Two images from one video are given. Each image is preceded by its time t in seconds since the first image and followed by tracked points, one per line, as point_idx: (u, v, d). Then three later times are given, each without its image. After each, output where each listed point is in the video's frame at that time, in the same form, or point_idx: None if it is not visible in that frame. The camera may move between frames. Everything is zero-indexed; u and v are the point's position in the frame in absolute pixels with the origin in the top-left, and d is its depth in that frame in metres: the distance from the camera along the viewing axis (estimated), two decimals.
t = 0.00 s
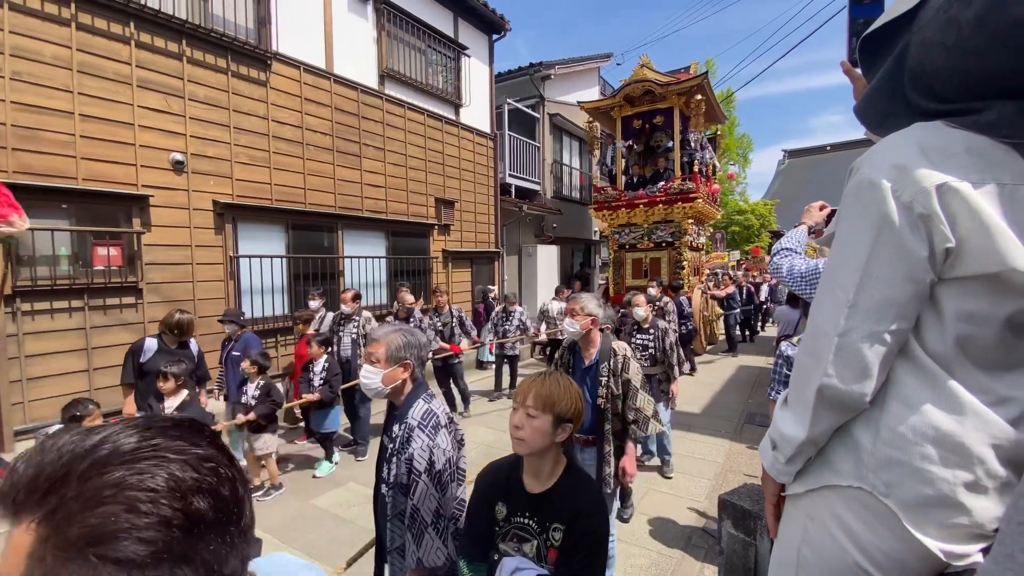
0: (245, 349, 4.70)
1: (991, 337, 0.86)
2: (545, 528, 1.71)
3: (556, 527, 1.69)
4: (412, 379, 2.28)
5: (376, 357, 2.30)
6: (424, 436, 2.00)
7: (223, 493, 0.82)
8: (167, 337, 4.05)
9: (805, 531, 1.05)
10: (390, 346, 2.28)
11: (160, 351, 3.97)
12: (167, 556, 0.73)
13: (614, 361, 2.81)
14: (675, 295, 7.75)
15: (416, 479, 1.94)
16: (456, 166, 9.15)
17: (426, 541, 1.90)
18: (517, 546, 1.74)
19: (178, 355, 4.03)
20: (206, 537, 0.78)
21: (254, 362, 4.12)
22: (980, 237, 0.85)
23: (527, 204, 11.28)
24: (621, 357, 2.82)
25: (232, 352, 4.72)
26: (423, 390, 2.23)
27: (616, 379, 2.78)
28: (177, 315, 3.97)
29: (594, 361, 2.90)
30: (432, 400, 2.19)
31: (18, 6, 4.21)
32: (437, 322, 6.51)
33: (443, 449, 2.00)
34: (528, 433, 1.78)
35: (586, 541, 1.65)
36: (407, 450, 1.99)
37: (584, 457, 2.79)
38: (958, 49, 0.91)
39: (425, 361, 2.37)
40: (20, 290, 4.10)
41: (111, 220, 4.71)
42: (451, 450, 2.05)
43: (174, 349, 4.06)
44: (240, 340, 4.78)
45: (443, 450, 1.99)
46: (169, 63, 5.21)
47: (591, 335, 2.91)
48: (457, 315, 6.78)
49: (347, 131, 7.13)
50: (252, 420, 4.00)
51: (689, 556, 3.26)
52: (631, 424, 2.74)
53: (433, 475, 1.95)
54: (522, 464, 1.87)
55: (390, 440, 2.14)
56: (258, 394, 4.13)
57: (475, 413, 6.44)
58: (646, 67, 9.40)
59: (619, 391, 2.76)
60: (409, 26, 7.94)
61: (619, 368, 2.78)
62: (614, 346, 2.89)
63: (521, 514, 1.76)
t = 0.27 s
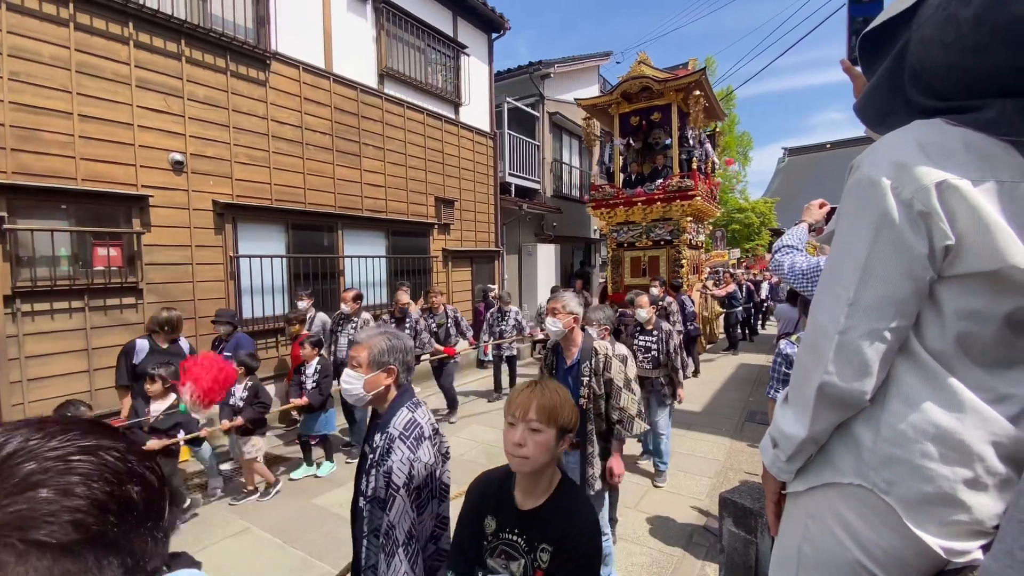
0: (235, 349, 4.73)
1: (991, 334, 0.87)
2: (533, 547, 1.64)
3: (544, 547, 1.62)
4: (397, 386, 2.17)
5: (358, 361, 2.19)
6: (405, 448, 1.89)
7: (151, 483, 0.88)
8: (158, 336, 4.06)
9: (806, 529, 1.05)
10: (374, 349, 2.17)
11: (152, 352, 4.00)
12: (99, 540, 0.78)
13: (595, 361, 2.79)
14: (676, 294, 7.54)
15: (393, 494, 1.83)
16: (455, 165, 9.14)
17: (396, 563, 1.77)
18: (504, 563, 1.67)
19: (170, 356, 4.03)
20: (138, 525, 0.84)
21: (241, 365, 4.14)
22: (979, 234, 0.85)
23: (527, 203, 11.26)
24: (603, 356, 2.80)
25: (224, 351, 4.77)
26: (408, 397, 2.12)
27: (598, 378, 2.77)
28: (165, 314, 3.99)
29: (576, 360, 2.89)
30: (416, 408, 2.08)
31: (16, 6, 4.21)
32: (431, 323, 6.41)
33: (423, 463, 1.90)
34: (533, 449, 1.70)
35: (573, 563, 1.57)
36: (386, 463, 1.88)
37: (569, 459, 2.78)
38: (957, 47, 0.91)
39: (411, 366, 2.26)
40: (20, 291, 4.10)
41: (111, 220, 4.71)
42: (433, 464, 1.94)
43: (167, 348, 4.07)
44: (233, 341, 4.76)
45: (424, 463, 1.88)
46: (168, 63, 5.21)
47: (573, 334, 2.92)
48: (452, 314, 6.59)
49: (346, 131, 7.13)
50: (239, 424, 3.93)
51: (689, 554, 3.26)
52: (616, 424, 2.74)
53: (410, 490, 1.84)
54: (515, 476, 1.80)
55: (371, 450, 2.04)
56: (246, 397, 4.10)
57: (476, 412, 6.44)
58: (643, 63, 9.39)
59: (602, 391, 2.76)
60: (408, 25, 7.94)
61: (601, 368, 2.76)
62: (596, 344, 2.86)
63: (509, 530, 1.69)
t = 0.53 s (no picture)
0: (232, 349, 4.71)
1: (993, 330, 0.86)
2: None
3: None
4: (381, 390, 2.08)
5: (337, 365, 2.07)
6: (388, 455, 1.81)
7: (51, 517, 1.08)
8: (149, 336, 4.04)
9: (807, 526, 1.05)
10: (354, 352, 2.05)
11: (143, 352, 3.97)
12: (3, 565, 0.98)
13: (577, 355, 2.84)
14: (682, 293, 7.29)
15: (375, 503, 1.76)
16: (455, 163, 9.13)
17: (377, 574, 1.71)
18: None
19: (159, 356, 4.00)
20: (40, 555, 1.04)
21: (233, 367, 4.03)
22: (982, 229, 0.85)
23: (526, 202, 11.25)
24: (585, 350, 2.85)
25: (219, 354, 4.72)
26: (392, 400, 2.03)
27: (581, 373, 2.80)
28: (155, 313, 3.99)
29: (558, 357, 2.90)
30: (402, 413, 1.98)
31: (15, 6, 4.20)
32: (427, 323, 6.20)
33: (406, 472, 1.80)
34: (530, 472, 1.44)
35: None
36: (369, 470, 1.81)
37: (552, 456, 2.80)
38: (960, 41, 0.91)
39: (394, 368, 2.15)
40: (20, 292, 4.09)
41: (110, 220, 4.71)
42: (418, 471, 1.86)
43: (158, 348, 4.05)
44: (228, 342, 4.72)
45: (408, 471, 1.80)
46: (167, 62, 5.20)
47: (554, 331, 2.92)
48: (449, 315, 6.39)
49: (346, 130, 7.11)
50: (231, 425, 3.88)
51: (690, 552, 3.26)
52: (598, 418, 2.79)
53: (392, 500, 1.76)
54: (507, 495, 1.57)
55: (356, 455, 1.96)
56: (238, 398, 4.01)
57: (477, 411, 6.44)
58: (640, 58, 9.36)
59: (585, 385, 2.78)
60: (407, 23, 7.92)
61: (584, 363, 2.80)
62: (577, 338, 2.91)
63: (496, 559, 1.47)
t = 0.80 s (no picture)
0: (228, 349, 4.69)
1: (996, 327, 0.86)
2: None
3: None
4: (356, 397, 2.02)
5: (310, 371, 2.03)
6: (363, 466, 1.77)
7: None
8: (141, 337, 4.00)
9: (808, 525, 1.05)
10: (327, 359, 1.98)
11: (135, 353, 3.93)
12: None
13: (566, 355, 2.86)
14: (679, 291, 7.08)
15: (350, 516, 1.74)
16: (454, 162, 9.12)
17: None
18: None
19: (152, 356, 3.97)
20: None
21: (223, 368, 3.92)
22: (983, 226, 0.84)
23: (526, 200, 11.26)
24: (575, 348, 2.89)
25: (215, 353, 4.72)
26: (369, 408, 1.99)
27: (571, 372, 2.85)
28: (145, 313, 3.93)
29: (546, 357, 2.92)
30: (379, 421, 1.93)
31: (12, 6, 4.19)
32: (423, 322, 6.23)
33: (381, 483, 1.77)
34: (528, 490, 1.38)
35: None
36: (344, 482, 1.78)
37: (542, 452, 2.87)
38: (961, 37, 0.90)
39: (371, 374, 2.09)
40: (19, 292, 4.09)
41: (109, 220, 4.70)
42: (395, 482, 1.82)
43: (151, 349, 4.01)
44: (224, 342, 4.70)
45: (382, 484, 1.77)
46: (166, 61, 5.18)
47: (541, 331, 2.91)
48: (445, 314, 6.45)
49: (345, 128, 7.10)
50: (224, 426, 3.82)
51: (691, 549, 3.27)
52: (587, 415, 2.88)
53: (366, 512, 1.74)
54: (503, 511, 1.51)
55: (333, 463, 1.94)
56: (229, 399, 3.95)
57: (477, 409, 6.44)
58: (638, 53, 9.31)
59: (574, 384, 2.84)
60: (406, 21, 7.91)
61: (574, 362, 2.84)
62: (565, 337, 2.93)
63: None
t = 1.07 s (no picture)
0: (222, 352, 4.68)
1: (996, 325, 0.85)
2: None
3: None
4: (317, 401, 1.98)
5: (268, 375, 1.95)
6: (325, 476, 1.73)
7: None
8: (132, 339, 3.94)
9: (808, 525, 1.04)
10: (287, 362, 1.92)
11: (125, 355, 3.89)
12: None
13: (560, 361, 2.83)
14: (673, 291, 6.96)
15: (314, 529, 1.70)
16: (452, 160, 9.10)
17: None
18: None
19: (144, 357, 3.93)
20: None
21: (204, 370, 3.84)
22: (983, 223, 0.84)
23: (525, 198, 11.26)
24: (570, 354, 2.84)
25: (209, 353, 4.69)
26: (332, 413, 1.95)
27: (565, 378, 2.81)
28: (136, 314, 3.87)
29: (539, 364, 2.88)
30: (342, 427, 1.89)
31: (9, 5, 4.17)
32: (416, 322, 6.05)
33: (345, 492, 1.74)
34: (509, 503, 1.35)
35: None
36: (304, 493, 1.73)
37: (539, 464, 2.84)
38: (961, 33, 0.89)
39: (333, 377, 2.05)
40: (16, 292, 4.07)
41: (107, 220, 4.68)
42: (360, 490, 1.79)
43: (143, 351, 3.96)
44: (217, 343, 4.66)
45: (346, 492, 1.73)
46: (163, 60, 5.16)
47: (534, 335, 2.85)
48: (440, 314, 6.13)
49: (343, 127, 7.08)
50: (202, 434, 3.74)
51: (690, 548, 3.26)
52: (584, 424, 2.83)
53: (331, 522, 1.72)
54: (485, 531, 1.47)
55: (291, 473, 1.87)
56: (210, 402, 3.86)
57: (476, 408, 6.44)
58: (635, 49, 9.26)
59: (568, 392, 2.81)
60: (403, 20, 7.89)
61: (568, 368, 2.81)
62: (559, 342, 2.89)
63: None
